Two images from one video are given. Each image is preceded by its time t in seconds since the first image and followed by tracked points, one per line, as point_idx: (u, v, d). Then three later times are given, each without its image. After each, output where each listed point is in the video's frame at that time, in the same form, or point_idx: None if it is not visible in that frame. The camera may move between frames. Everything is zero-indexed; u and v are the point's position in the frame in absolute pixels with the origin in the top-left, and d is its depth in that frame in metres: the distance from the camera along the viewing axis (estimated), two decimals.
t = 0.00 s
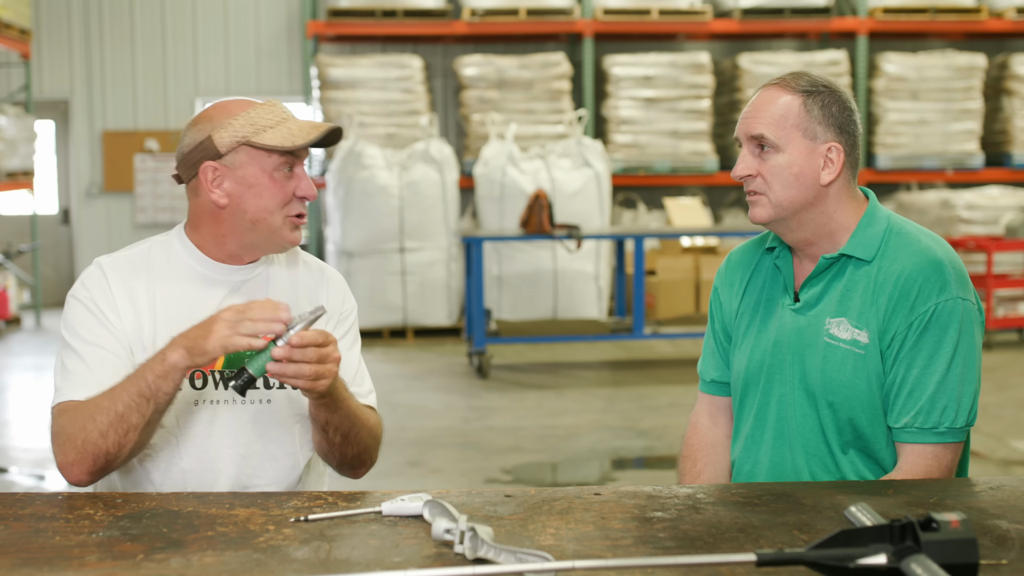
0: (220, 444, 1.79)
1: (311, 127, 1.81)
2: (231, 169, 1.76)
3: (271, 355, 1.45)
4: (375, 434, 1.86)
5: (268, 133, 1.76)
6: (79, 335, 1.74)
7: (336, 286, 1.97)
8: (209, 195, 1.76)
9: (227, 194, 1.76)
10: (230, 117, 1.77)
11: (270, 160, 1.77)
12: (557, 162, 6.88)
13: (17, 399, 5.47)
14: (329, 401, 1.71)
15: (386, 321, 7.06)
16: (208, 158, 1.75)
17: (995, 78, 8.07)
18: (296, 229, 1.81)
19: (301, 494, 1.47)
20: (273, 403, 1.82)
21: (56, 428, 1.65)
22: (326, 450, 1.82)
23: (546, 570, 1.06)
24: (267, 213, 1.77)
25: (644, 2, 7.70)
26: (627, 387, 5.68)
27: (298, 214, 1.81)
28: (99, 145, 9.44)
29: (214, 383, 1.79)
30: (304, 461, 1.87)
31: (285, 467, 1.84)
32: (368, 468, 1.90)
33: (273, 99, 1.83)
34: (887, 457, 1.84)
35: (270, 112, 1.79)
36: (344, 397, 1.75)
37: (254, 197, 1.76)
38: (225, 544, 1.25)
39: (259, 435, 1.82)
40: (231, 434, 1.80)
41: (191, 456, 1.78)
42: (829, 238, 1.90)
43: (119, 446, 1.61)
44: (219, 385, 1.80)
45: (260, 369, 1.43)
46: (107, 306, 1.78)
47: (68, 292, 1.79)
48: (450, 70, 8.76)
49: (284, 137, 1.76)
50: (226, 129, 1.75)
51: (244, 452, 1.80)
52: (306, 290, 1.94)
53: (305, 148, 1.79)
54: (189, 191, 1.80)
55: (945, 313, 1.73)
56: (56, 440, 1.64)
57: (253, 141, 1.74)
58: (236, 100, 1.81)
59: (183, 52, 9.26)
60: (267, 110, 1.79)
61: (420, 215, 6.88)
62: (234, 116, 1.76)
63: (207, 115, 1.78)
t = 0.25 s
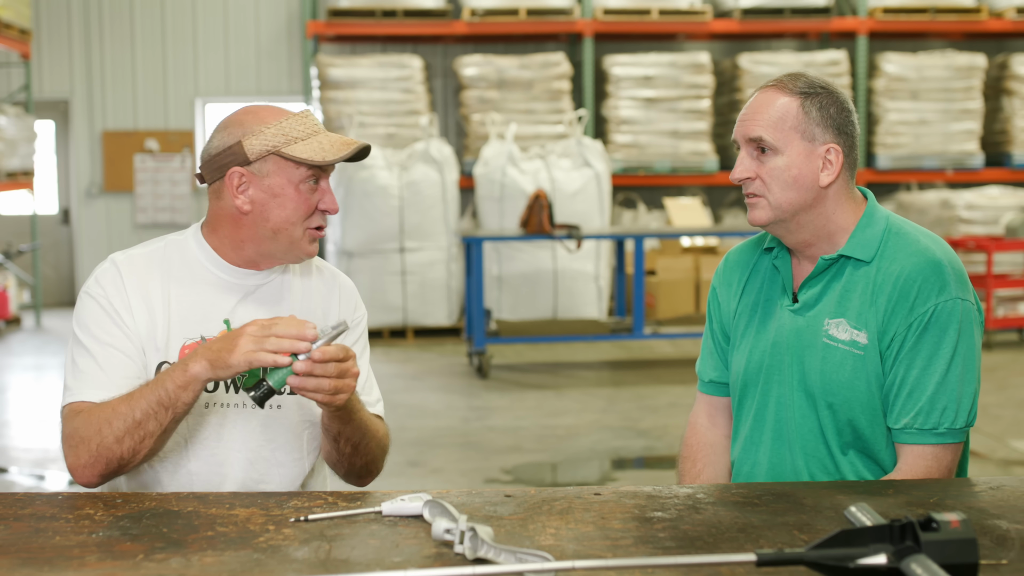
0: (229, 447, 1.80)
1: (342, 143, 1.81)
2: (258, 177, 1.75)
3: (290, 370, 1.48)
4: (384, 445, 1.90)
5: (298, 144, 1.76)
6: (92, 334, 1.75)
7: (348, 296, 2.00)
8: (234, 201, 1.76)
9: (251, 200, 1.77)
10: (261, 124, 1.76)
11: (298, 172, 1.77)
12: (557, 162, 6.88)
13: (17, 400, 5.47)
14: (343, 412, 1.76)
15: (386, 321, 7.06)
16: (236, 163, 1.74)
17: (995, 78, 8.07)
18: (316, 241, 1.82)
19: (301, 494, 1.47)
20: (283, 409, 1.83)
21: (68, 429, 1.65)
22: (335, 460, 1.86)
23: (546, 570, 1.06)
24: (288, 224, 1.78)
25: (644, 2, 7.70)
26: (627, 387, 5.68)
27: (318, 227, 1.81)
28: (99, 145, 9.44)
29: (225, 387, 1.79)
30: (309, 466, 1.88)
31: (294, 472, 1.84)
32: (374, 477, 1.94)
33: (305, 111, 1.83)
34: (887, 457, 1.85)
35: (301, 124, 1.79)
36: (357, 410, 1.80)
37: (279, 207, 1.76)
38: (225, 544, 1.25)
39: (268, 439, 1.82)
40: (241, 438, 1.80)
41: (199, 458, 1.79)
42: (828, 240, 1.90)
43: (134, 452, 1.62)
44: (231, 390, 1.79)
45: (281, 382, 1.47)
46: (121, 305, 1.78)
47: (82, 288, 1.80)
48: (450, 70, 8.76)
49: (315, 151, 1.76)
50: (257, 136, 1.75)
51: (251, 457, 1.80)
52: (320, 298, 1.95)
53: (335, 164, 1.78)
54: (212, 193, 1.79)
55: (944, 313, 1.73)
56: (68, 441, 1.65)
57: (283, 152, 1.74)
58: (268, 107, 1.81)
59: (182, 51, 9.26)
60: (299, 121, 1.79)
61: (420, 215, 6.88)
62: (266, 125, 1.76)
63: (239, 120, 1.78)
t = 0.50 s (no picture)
0: (233, 450, 1.80)
1: (356, 148, 1.80)
2: (269, 180, 1.74)
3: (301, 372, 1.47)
4: (388, 448, 1.91)
5: (312, 148, 1.75)
6: (99, 333, 1.74)
7: (353, 299, 2.00)
8: (244, 203, 1.76)
9: (261, 203, 1.76)
10: (275, 127, 1.75)
11: (309, 176, 1.76)
12: (557, 162, 6.88)
13: (17, 399, 5.47)
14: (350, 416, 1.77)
15: (386, 321, 7.06)
16: (248, 166, 1.73)
17: (995, 78, 8.06)
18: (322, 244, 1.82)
19: (301, 494, 1.47)
20: (288, 412, 1.83)
21: (75, 430, 1.65)
22: (340, 464, 1.87)
23: (546, 571, 1.06)
24: (297, 228, 1.78)
25: (644, 2, 7.70)
26: (627, 387, 5.68)
27: (327, 232, 1.81)
28: (99, 145, 9.44)
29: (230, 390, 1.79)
30: (311, 469, 1.88)
31: (297, 474, 1.85)
32: (378, 480, 1.94)
33: (319, 113, 1.82)
34: (887, 457, 1.85)
35: (315, 127, 1.78)
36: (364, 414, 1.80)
37: (290, 211, 1.76)
38: (225, 544, 1.25)
39: (272, 442, 1.82)
40: (246, 440, 1.80)
41: (203, 461, 1.78)
42: (827, 241, 1.90)
43: (141, 454, 1.62)
44: (236, 392, 1.79)
45: (291, 386, 1.45)
46: (129, 305, 1.78)
47: (88, 286, 1.79)
48: (450, 70, 8.76)
49: (328, 156, 1.75)
50: (270, 139, 1.73)
51: (255, 460, 1.81)
52: (325, 300, 1.96)
53: (347, 170, 1.77)
54: (222, 193, 1.79)
55: (943, 313, 1.73)
56: (75, 442, 1.64)
57: (296, 156, 1.73)
58: (282, 109, 1.79)
59: (182, 51, 9.27)
60: (313, 124, 1.78)
61: (420, 216, 6.88)
62: (280, 128, 1.75)
63: (252, 121, 1.77)
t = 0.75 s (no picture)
0: (233, 451, 1.80)
1: (358, 149, 1.80)
2: (273, 180, 1.75)
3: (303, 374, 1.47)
4: (389, 450, 1.91)
5: (315, 149, 1.75)
6: (101, 333, 1.74)
7: (355, 300, 2.00)
8: (247, 204, 1.76)
9: (264, 203, 1.76)
10: (278, 128, 1.75)
11: (312, 178, 1.76)
12: (557, 162, 6.88)
13: (17, 399, 5.47)
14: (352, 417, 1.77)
15: (386, 321, 7.06)
16: (251, 167, 1.73)
17: (995, 78, 8.06)
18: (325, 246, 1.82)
19: (301, 494, 1.47)
20: (289, 413, 1.83)
21: (77, 431, 1.65)
22: (341, 466, 1.87)
23: (547, 570, 1.06)
24: (300, 229, 1.78)
25: (644, 2, 7.70)
26: (627, 387, 5.68)
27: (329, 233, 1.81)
28: (99, 145, 9.44)
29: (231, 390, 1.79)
30: (312, 471, 1.88)
31: (298, 475, 1.85)
32: (379, 482, 1.94)
33: (322, 115, 1.82)
34: (887, 457, 1.85)
35: (318, 128, 1.78)
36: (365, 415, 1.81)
37: (292, 212, 1.76)
38: (225, 544, 1.25)
39: (273, 444, 1.82)
40: (246, 441, 1.80)
41: (203, 461, 1.78)
42: (828, 241, 1.90)
43: (143, 455, 1.62)
44: (237, 394, 1.79)
45: (293, 387, 1.45)
46: (130, 305, 1.78)
47: (90, 286, 1.79)
48: (450, 70, 8.76)
49: (331, 157, 1.75)
50: (273, 140, 1.73)
51: (256, 461, 1.81)
52: (326, 301, 1.95)
53: (350, 171, 1.77)
54: (225, 194, 1.79)
55: (944, 314, 1.73)
56: (77, 443, 1.64)
57: (299, 157, 1.73)
58: (285, 110, 1.79)
59: (183, 51, 9.27)
60: (316, 125, 1.77)
61: (420, 216, 6.88)
62: (283, 129, 1.75)
63: (255, 122, 1.77)
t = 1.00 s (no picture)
0: (233, 452, 1.80)
1: (357, 148, 1.80)
2: (271, 180, 1.74)
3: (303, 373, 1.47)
4: (389, 450, 1.91)
5: (314, 149, 1.75)
6: (101, 333, 1.74)
7: (354, 301, 2.00)
8: (246, 204, 1.76)
9: (263, 204, 1.76)
10: (277, 128, 1.75)
11: (311, 178, 1.76)
12: (557, 162, 6.88)
13: (17, 399, 5.47)
14: (352, 416, 1.77)
15: (386, 321, 7.06)
16: (250, 167, 1.73)
17: (995, 78, 8.07)
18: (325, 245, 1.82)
19: (301, 494, 1.47)
20: (288, 414, 1.83)
21: (78, 431, 1.64)
22: (341, 466, 1.87)
23: (546, 570, 1.06)
24: (299, 229, 1.77)
25: (644, 2, 7.70)
26: (627, 387, 5.68)
27: (329, 233, 1.81)
28: (99, 145, 9.44)
29: (231, 391, 1.79)
30: (312, 471, 1.89)
31: (298, 476, 1.85)
32: (378, 482, 1.94)
33: (321, 115, 1.82)
34: (886, 458, 1.85)
35: (316, 127, 1.77)
36: (366, 415, 1.81)
37: (291, 212, 1.76)
38: (225, 544, 1.25)
39: (274, 444, 1.82)
40: (247, 442, 1.80)
41: (203, 463, 1.78)
42: (828, 242, 1.90)
43: (144, 455, 1.61)
44: (236, 394, 1.80)
45: (293, 386, 1.45)
46: (130, 306, 1.78)
47: (89, 287, 1.79)
48: (450, 70, 8.76)
49: (329, 157, 1.75)
50: (272, 140, 1.73)
51: (256, 462, 1.81)
52: (326, 301, 1.95)
53: (349, 171, 1.77)
54: (224, 194, 1.79)
55: (945, 315, 1.73)
56: (78, 443, 1.64)
57: (297, 157, 1.73)
58: (284, 110, 1.79)
59: (183, 51, 9.27)
60: (315, 125, 1.77)
61: (420, 216, 6.88)
62: (281, 128, 1.75)
63: (254, 122, 1.77)
